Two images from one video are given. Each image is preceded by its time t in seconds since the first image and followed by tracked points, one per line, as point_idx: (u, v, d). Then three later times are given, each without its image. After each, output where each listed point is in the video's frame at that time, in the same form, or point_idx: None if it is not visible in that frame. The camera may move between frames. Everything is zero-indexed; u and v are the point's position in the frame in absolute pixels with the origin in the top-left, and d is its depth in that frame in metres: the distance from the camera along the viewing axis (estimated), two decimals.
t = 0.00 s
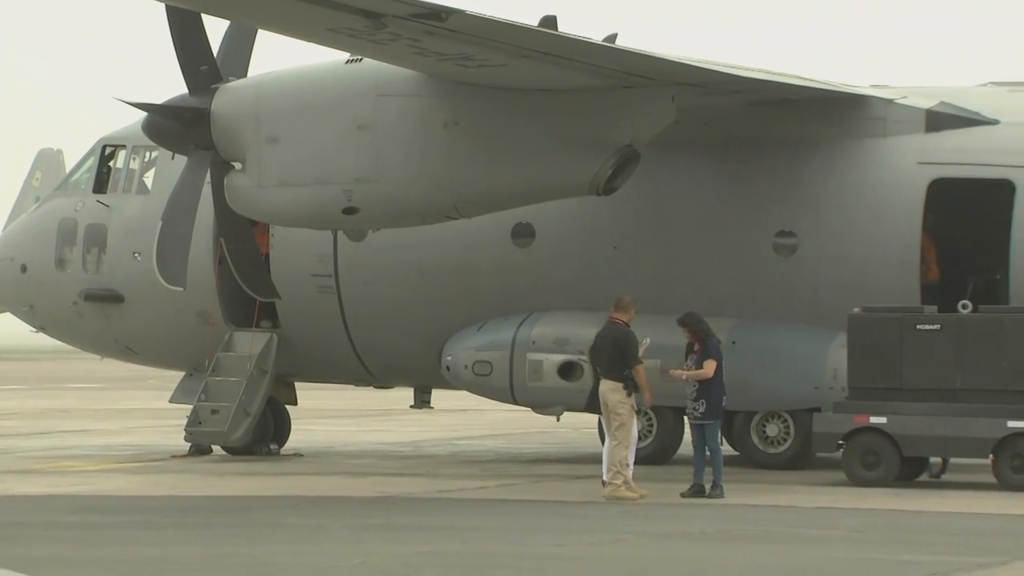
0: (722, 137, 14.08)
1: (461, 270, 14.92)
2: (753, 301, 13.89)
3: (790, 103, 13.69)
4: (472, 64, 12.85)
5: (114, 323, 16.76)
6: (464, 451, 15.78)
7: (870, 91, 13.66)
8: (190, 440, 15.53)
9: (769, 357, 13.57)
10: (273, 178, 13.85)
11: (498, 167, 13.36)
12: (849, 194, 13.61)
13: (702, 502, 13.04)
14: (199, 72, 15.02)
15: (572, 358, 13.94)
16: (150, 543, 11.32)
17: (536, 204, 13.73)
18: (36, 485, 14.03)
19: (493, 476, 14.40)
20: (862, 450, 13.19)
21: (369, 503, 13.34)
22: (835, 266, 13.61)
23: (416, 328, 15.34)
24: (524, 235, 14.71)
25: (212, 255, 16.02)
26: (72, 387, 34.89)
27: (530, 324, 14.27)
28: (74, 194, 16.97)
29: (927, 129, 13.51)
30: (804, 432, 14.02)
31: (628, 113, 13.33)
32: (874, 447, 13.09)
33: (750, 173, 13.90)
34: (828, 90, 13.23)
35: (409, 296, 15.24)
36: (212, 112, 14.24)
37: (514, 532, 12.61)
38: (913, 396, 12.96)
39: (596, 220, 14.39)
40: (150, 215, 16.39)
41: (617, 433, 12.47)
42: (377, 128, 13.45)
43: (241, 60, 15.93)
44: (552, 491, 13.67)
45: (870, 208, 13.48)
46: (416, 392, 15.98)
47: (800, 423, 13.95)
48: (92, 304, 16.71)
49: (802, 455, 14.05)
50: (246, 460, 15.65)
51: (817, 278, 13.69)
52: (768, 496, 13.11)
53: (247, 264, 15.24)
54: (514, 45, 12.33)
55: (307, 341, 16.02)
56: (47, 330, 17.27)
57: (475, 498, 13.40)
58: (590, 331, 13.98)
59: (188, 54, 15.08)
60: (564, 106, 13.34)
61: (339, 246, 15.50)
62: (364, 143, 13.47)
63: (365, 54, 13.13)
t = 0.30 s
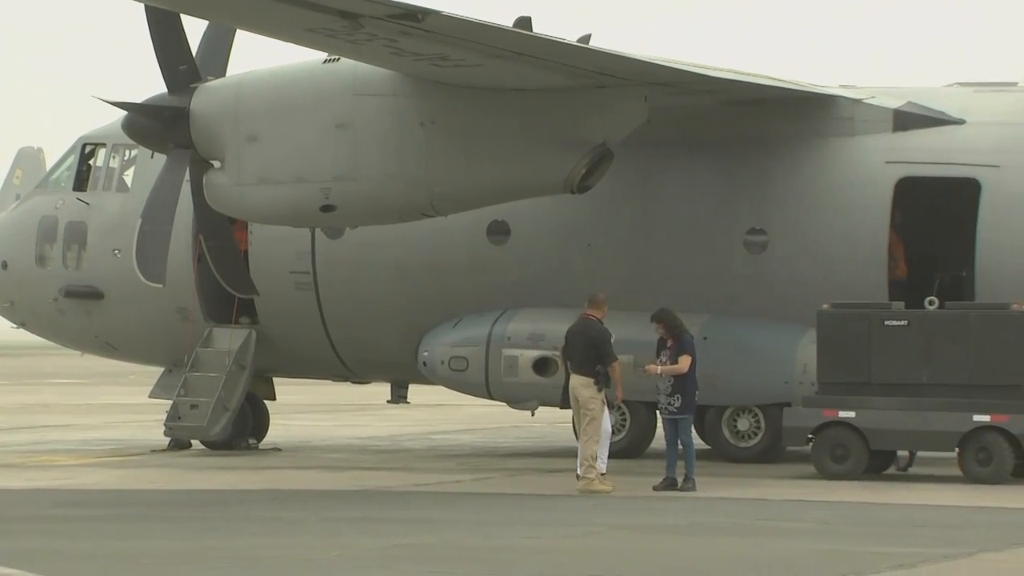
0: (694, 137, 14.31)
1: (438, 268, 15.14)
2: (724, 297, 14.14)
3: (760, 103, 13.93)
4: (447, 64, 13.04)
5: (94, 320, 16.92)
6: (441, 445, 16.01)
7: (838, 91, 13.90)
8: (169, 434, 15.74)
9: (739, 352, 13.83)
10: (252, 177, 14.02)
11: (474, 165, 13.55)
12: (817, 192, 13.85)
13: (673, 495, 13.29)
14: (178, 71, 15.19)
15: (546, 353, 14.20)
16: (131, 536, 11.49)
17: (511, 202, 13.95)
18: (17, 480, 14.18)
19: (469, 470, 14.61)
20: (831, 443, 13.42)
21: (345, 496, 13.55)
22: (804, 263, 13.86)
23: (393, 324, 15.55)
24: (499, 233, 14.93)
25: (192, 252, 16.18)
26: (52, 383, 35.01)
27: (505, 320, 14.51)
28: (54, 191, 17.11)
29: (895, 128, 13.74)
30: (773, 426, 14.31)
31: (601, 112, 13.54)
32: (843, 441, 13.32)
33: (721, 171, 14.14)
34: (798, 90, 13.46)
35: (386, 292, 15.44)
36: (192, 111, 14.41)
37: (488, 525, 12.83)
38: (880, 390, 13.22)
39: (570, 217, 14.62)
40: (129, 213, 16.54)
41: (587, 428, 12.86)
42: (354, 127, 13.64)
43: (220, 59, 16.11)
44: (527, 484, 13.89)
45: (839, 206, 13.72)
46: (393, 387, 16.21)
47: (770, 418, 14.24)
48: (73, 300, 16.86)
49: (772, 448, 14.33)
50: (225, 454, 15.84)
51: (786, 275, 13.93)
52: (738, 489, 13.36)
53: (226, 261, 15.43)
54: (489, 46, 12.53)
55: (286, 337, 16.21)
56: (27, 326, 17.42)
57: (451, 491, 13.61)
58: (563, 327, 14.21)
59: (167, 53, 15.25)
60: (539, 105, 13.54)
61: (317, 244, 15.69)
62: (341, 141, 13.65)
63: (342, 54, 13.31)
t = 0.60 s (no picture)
0: (673, 136, 14.55)
1: (422, 265, 15.37)
2: (703, 293, 14.41)
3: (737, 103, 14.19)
4: (431, 64, 13.25)
5: (82, 316, 17.10)
6: (424, 439, 16.24)
7: (814, 91, 14.15)
8: (156, 428, 15.97)
9: (717, 348, 14.09)
10: (238, 175, 14.23)
11: (456, 164, 13.77)
12: (794, 191, 14.11)
13: (652, 488, 13.53)
14: (165, 71, 15.38)
15: (528, 350, 14.44)
16: (119, 529, 11.68)
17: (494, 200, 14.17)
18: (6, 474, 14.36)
19: (452, 464, 14.83)
20: (807, 437, 13.65)
21: (330, 489, 13.76)
22: (780, 260, 14.12)
23: (377, 320, 15.78)
24: (482, 230, 15.17)
25: (178, 250, 16.39)
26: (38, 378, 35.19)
27: (487, 317, 14.73)
28: (42, 189, 17.28)
29: (869, 128, 13.99)
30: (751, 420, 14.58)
31: (581, 112, 13.77)
32: (819, 435, 13.55)
33: (699, 170, 14.39)
34: (775, 90, 13.71)
35: (370, 289, 15.66)
36: (179, 111, 14.60)
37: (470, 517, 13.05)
38: (855, 385, 13.48)
39: (551, 215, 14.86)
40: (117, 210, 16.73)
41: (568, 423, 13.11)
42: (339, 126, 13.85)
43: (206, 59, 16.30)
44: (509, 478, 14.13)
45: (815, 205, 13.98)
46: (377, 382, 16.43)
47: (747, 412, 14.52)
48: (61, 297, 17.05)
49: (750, 442, 14.61)
50: (212, 448, 16.04)
51: (762, 272, 14.20)
52: (716, 482, 13.60)
53: (213, 257, 15.63)
54: (472, 46, 12.74)
55: (271, 333, 16.42)
56: (16, 323, 17.59)
57: (433, 484, 13.84)
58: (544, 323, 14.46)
59: (154, 53, 15.44)
60: (520, 105, 13.76)
61: (302, 241, 15.90)
62: (326, 140, 13.87)
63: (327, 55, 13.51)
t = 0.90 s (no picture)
0: (653, 136, 14.82)
1: (406, 261, 15.63)
2: (682, 290, 14.69)
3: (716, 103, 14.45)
4: (415, 65, 13.48)
5: (71, 312, 17.30)
6: (408, 434, 16.50)
7: (791, 91, 14.43)
8: (144, 423, 16.20)
9: (696, 342, 14.37)
10: (225, 174, 14.45)
11: (440, 163, 14.01)
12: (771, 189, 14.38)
13: (632, 481, 13.81)
14: (153, 71, 15.60)
15: (511, 345, 14.71)
16: (108, 522, 11.90)
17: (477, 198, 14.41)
18: None
19: (435, 458, 15.08)
20: (783, 431, 13.93)
21: (315, 482, 14.00)
22: (758, 258, 14.40)
23: (362, 316, 16.03)
24: (465, 228, 15.43)
25: (166, 247, 16.62)
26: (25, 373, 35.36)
27: (471, 313, 15.00)
28: (31, 187, 17.48)
29: (845, 128, 14.27)
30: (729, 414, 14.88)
31: (562, 112, 14.02)
32: (795, 428, 13.83)
33: (679, 169, 14.67)
34: (752, 91, 13.97)
35: (356, 285, 15.91)
36: (166, 110, 14.81)
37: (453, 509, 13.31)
38: (831, 380, 13.76)
39: (534, 213, 15.13)
40: (105, 208, 16.93)
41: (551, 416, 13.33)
42: (324, 125, 14.08)
43: (193, 59, 16.52)
44: (491, 471, 14.38)
45: (791, 203, 14.25)
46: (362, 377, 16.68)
47: (725, 407, 14.82)
48: (50, 293, 17.25)
49: (727, 436, 14.91)
50: (199, 443, 16.27)
51: (740, 269, 14.47)
52: (694, 475, 13.89)
53: (200, 254, 15.86)
54: (456, 47, 12.97)
55: (258, 329, 16.66)
56: (5, 319, 17.78)
57: (417, 477, 14.08)
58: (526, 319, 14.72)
59: (141, 53, 15.65)
60: (502, 105, 14.00)
61: (288, 238, 16.14)
62: (311, 139, 14.10)
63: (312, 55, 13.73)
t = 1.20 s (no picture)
0: (636, 137, 15.07)
1: (394, 261, 15.87)
2: (664, 288, 14.95)
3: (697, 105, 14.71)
4: (401, 67, 13.70)
5: (63, 310, 17.50)
6: (395, 430, 16.74)
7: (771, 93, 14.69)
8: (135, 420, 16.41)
9: (678, 340, 14.62)
10: (215, 173, 14.66)
11: (426, 163, 14.24)
12: (752, 189, 14.63)
13: (615, 476, 14.06)
14: (143, 72, 15.81)
15: (496, 342, 14.94)
16: (99, 517, 12.11)
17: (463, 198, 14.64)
18: None
19: (422, 454, 15.31)
20: (764, 427, 14.17)
21: (303, 478, 14.23)
22: (739, 257, 14.66)
23: (350, 314, 16.27)
24: (451, 227, 15.67)
25: (157, 246, 16.83)
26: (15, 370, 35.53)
27: (457, 311, 15.24)
28: (24, 187, 17.68)
29: (824, 129, 14.53)
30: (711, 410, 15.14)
31: (547, 113, 14.26)
32: (775, 425, 14.07)
33: (661, 171, 14.94)
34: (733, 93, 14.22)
35: (344, 284, 16.14)
36: (157, 111, 15.02)
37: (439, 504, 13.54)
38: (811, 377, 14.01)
39: (519, 213, 15.37)
40: (97, 208, 17.14)
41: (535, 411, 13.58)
42: (313, 126, 14.30)
43: (183, 61, 16.74)
44: (477, 467, 14.62)
45: (772, 203, 14.51)
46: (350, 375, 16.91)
47: (707, 403, 15.08)
48: (42, 292, 17.45)
49: (709, 432, 15.17)
50: (189, 439, 16.49)
51: (721, 268, 14.74)
52: (676, 471, 14.14)
53: (190, 253, 16.07)
54: (441, 49, 13.19)
55: (247, 326, 16.88)
56: None
57: (404, 473, 14.31)
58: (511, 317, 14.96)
59: (132, 55, 15.87)
60: (487, 106, 14.22)
61: (277, 237, 16.36)
62: (300, 140, 14.32)
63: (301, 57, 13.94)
